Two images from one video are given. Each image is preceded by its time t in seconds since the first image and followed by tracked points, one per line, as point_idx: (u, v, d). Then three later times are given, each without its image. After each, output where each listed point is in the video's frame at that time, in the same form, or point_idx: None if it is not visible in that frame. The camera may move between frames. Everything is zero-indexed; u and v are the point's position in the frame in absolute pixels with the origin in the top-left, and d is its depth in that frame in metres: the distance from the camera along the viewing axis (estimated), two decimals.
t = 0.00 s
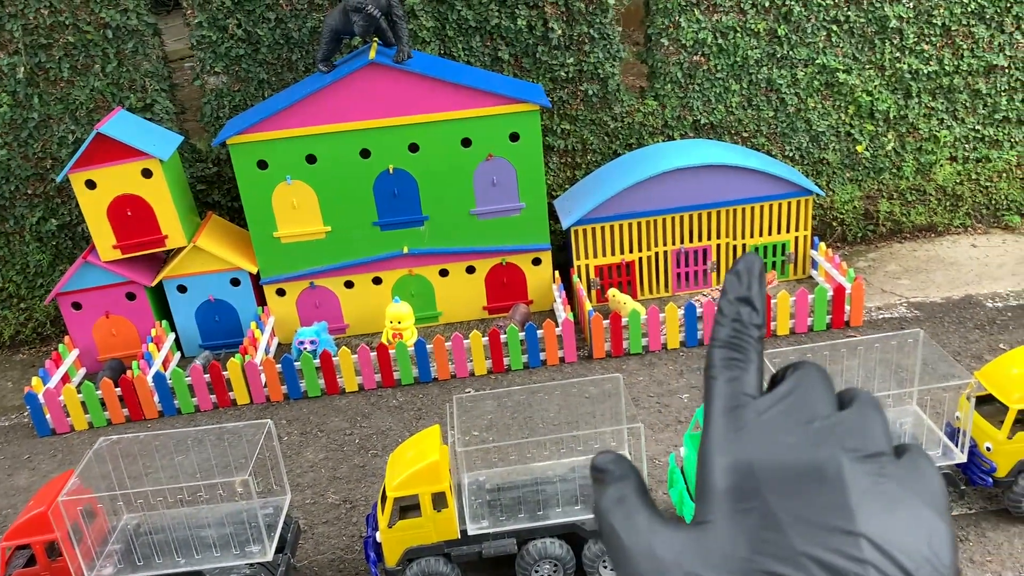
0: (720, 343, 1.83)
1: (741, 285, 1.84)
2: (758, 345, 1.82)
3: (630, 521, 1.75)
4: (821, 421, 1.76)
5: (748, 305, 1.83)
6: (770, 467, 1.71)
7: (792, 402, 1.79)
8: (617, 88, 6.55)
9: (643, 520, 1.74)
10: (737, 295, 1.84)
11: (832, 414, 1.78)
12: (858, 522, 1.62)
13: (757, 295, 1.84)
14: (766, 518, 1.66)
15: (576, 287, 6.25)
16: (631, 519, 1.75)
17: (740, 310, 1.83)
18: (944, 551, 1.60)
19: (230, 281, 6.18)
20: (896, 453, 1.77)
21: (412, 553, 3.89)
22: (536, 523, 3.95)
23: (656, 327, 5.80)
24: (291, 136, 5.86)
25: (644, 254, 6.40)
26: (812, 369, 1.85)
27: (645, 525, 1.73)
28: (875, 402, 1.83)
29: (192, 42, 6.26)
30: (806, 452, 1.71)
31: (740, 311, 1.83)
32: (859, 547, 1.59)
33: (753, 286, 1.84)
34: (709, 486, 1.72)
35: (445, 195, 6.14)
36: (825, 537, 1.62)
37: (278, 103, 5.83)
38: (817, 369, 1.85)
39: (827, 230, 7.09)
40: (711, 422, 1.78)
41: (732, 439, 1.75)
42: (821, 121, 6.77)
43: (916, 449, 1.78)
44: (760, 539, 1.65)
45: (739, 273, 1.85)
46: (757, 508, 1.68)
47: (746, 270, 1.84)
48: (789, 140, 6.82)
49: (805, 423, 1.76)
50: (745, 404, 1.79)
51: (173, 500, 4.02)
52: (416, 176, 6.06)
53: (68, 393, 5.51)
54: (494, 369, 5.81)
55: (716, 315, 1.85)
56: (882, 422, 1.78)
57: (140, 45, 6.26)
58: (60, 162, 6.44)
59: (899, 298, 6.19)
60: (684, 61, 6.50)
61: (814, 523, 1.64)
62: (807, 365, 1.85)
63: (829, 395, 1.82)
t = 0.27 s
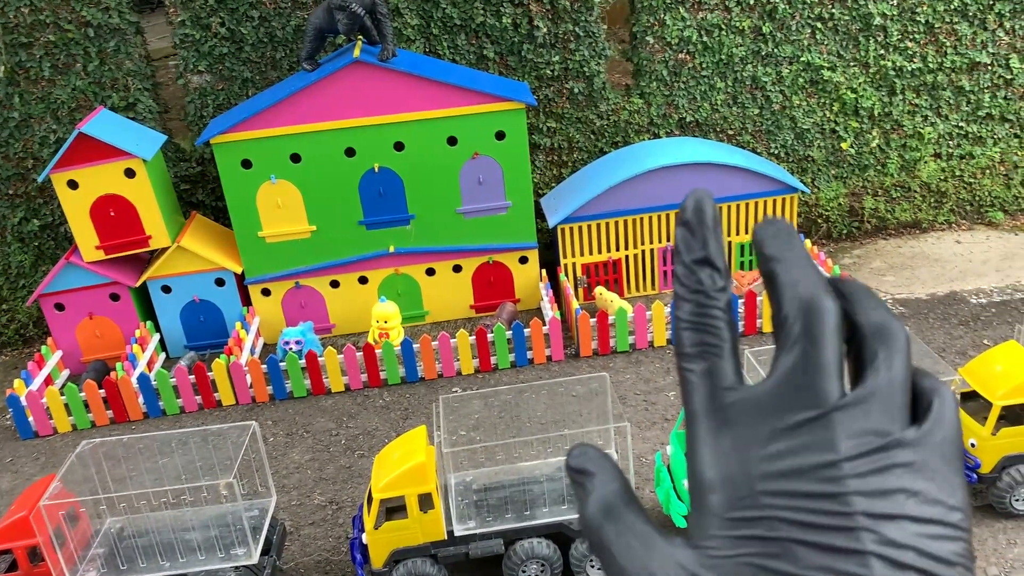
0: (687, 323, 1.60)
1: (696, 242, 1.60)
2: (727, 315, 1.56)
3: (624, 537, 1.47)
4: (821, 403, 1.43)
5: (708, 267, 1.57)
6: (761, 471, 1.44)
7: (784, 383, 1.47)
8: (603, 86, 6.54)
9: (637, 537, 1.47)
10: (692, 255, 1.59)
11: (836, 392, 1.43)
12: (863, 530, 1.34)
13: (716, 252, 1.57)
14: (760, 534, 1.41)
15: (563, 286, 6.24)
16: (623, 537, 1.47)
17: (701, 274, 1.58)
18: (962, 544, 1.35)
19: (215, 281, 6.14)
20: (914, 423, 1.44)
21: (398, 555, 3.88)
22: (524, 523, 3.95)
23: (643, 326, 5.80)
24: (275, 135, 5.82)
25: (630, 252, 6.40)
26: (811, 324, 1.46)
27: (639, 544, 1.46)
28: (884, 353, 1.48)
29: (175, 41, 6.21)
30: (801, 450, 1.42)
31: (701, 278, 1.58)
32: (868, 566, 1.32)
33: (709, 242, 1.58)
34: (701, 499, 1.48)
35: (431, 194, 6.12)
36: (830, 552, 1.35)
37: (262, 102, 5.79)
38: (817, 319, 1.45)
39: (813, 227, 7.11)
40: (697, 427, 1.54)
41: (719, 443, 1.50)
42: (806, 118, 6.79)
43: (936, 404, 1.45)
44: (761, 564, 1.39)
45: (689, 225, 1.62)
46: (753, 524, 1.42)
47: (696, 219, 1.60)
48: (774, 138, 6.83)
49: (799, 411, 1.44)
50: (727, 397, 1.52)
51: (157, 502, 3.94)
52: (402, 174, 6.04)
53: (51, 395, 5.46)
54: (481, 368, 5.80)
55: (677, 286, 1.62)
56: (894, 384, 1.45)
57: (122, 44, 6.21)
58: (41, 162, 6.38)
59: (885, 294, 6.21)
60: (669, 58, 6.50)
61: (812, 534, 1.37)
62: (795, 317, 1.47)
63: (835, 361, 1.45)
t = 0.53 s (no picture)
0: (700, 294, 1.70)
1: (708, 221, 1.71)
2: (740, 290, 1.67)
3: (641, 492, 1.62)
4: (826, 365, 1.59)
5: (720, 242, 1.69)
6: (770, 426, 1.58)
7: (792, 347, 1.62)
8: (590, 85, 6.53)
9: (654, 492, 1.62)
10: (705, 233, 1.70)
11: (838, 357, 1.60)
12: (865, 477, 1.49)
13: (728, 229, 1.69)
14: (773, 483, 1.55)
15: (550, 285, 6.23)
16: (643, 491, 1.62)
17: (713, 249, 1.69)
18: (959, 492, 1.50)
19: (199, 281, 6.09)
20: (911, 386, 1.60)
21: (383, 557, 3.86)
22: (510, 525, 3.93)
23: (630, 325, 5.79)
24: (260, 133, 5.77)
25: (617, 251, 6.39)
26: (815, 298, 1.63)
27: (656, 498, 1.61)
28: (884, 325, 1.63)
29: (159, 39, 6.14)
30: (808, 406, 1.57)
31: (713, 253, 1.69)
32: (871, 509, 1.47)
33: (720, 220, 1.70)
34: (715, 451, 1.62)
35: (417, 193, 6.08)
36: (836, 497, 1.50)
37: (246, 100, 5.74)
38: (819, 294, 1.63)
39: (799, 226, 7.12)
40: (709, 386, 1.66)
41: (733, 400, 1.63)
42: (793, 117, 6.80)
43: (933, 371, 1.61)
44: (772, 508, 1.54)
45: (702, 205, 1.73)
46: (765, 472, 1.57)
47: (708, 200, 1.71)
48: (761, 136, 6.84)
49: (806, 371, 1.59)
50: (738, 357, 1.65)
51: (142, 505, 3.92)
52: (388, 173, 6.01)
53: (33, 397, 5.40)
54: (468, 368, 5.78)
55: (692, 261, 1.72)
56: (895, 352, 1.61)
57: (105, 42, 6.14)
58: (23, 161, 6.31)
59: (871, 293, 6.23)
60: (656, 57, 6.49)
61: (820, 482, 1.52)
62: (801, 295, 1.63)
63: (835, 329, 1.62)
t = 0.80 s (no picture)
0: (718, 274, 1.68)
1: (729, 201, 1.67)
2: (757, 268, 1.65)
3: (649, 471, 1.67)
4: (846, 343, 1.57)
5: (740, 222, 1.65)
6: (788, 405, 1.57)
7: (812, 325, 1.59)
8: (583, 82, 6.52)
9: (662, 470, 1.66)
10: (725, 212, 1.67)
11: (860, 333, 1.58)
12: (882, 459, 1.51)
13: (750, 210, 1.65)
14: (788, 463, 1.56)
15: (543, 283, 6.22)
16: (650, 469, 1.67)
17: (733, 230, 1.65)
18: (972, 474, 1.52)
19: (191, 279, 6.07)
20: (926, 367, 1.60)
21: (376, 555, 3.85)
22: (502, 523, 3.92)
23: (623, 323, 5.80)
24: (251, 131, 5.75)
25: (610, 249, 6.40)
26: (835, 275, 1.61)
27: (665, 477, 1.65)
28: (904, 300, 1.61)
29: (150, 36, 6.11)
30: (827, 386, 1.56)
31: (732, 233, 1.66)
32: (887, 491, 1.49)
33: (742, 200, 1.65)
34: (729, 431, 1.62)
35: (410, 191, 6.07)
36: (853, 480, 1.52)
37: (238, 98, 5.72)
38: (840, 279, 1.60)
39: (791, 224, 7.14)
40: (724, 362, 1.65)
41: (749, 377, 1.62)
42: (785, 115, 6.81)
43: (947, 356, 1.62)
44: (785, 488, 1.55)
45: (724, 184, 1.69)
46: (779, 451, 1.57)
47: (730, 179, 1.68)
48: (753, 134, 6.84)
49: (825, 349, 1.57)
50: (753, 336, 1.63)
51: (132, 504, 3.90)
52: (380, 171, 5.99)
53: (24, 395, 5.37)
54: (460, 366, 5.78)
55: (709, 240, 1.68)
56: (916, 329, 1.59)
57: (95, 39, 6.11)
58: (14, 158, 6.28)
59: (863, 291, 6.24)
60: (649, 55, 6.49)
61: (836, 463, 1.53)
62: (823, 272, 1.60)
63: (855, 308, 1.59)
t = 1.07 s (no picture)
0: (737, 283, 1.71)
1: (750, 219, 1.69)
2: (777, 279, 1.67)
3: (663, 463, 1.72)
4: (857, 344, 1.62)
5: (760, 238, 1.68)
6: (801, 400, 1.61)
7: (825, 325, 1.65)
8: (581, 80, 6.52)
9: (676, 463, 1.71)
10: (746, 229, 1.69)
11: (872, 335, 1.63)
12: (891, 452, 1.54)
13: (772, 231, 1.67)
14: (798, 455, 1.60)
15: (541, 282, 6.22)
16: (666, 463, 1.72)
17: (754, 246, 1.68)
18: (980, 473, 1.54)
19: (189, 277, 6.06)
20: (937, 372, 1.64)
21: (375, 554, 3.85)
22: (500, 522, 3.92)
23: (621, 321, 5.79)
24: (249, 129, 5.74)
25: (608, 247, 6.39)
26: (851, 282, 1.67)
27: (679, 468, 1.69)
28: (916, 309, 1.66)
29: (147, 33, 6.10)
30: (839, 382, 1.60)
31: (753, 247, 1.68)
32: (894, 482, 1.52)
33: (763, 219, 1.68)
34: (743, 424, 1.65)
35: (407, 189, 6.07)
36: (861, 472, 1.55)
37: (235, 96, 5.70)
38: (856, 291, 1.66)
39: (789, 222, 7.15)
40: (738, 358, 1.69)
41: (762, 373, 1.66)
42: (783, 113, 6.81)
43: (957, 361, 1.66)
44: (796, 477, 1.58)
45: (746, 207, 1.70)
46: (791, 443, 1.61)
47: (752, 201, 1.69)
48: (751, 132, 6.84)
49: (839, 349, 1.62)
50: (768, 337, 1.67)
51: (128, 504, 3.86)
52: (378, 169, 5.98)
53: (21, 394, 5.37)
54: (458, 364, 5.77)
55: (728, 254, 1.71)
56: (928, 333, 1.63)
57: (92, 37, 6.09)
58: (10, 156, 6.26)
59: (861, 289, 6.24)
60: (647, 53, 6.49)
61: (846, 456, 1.56)
62: (840, 289, 1.65)
63: (869, 313, 1.65)
